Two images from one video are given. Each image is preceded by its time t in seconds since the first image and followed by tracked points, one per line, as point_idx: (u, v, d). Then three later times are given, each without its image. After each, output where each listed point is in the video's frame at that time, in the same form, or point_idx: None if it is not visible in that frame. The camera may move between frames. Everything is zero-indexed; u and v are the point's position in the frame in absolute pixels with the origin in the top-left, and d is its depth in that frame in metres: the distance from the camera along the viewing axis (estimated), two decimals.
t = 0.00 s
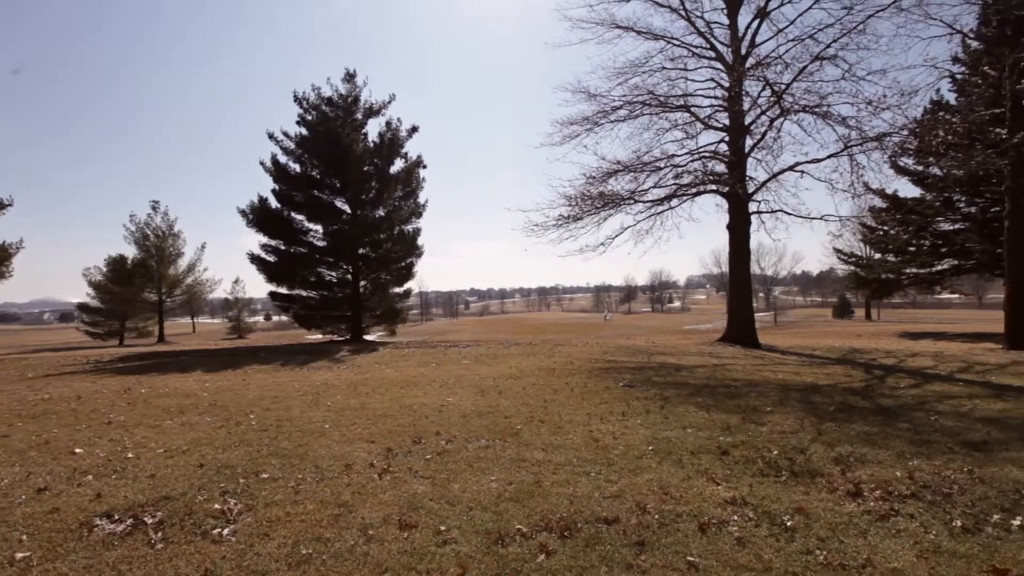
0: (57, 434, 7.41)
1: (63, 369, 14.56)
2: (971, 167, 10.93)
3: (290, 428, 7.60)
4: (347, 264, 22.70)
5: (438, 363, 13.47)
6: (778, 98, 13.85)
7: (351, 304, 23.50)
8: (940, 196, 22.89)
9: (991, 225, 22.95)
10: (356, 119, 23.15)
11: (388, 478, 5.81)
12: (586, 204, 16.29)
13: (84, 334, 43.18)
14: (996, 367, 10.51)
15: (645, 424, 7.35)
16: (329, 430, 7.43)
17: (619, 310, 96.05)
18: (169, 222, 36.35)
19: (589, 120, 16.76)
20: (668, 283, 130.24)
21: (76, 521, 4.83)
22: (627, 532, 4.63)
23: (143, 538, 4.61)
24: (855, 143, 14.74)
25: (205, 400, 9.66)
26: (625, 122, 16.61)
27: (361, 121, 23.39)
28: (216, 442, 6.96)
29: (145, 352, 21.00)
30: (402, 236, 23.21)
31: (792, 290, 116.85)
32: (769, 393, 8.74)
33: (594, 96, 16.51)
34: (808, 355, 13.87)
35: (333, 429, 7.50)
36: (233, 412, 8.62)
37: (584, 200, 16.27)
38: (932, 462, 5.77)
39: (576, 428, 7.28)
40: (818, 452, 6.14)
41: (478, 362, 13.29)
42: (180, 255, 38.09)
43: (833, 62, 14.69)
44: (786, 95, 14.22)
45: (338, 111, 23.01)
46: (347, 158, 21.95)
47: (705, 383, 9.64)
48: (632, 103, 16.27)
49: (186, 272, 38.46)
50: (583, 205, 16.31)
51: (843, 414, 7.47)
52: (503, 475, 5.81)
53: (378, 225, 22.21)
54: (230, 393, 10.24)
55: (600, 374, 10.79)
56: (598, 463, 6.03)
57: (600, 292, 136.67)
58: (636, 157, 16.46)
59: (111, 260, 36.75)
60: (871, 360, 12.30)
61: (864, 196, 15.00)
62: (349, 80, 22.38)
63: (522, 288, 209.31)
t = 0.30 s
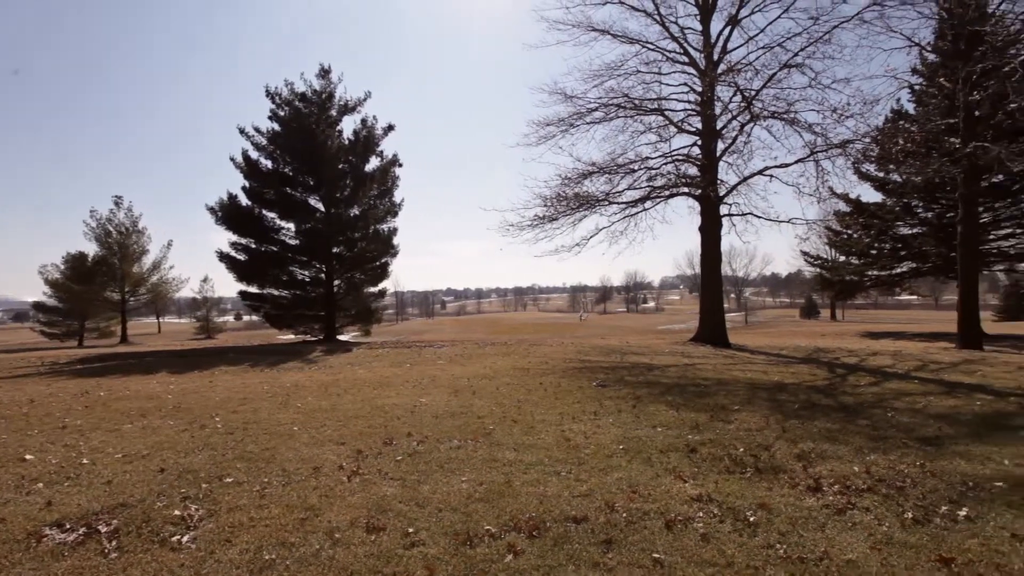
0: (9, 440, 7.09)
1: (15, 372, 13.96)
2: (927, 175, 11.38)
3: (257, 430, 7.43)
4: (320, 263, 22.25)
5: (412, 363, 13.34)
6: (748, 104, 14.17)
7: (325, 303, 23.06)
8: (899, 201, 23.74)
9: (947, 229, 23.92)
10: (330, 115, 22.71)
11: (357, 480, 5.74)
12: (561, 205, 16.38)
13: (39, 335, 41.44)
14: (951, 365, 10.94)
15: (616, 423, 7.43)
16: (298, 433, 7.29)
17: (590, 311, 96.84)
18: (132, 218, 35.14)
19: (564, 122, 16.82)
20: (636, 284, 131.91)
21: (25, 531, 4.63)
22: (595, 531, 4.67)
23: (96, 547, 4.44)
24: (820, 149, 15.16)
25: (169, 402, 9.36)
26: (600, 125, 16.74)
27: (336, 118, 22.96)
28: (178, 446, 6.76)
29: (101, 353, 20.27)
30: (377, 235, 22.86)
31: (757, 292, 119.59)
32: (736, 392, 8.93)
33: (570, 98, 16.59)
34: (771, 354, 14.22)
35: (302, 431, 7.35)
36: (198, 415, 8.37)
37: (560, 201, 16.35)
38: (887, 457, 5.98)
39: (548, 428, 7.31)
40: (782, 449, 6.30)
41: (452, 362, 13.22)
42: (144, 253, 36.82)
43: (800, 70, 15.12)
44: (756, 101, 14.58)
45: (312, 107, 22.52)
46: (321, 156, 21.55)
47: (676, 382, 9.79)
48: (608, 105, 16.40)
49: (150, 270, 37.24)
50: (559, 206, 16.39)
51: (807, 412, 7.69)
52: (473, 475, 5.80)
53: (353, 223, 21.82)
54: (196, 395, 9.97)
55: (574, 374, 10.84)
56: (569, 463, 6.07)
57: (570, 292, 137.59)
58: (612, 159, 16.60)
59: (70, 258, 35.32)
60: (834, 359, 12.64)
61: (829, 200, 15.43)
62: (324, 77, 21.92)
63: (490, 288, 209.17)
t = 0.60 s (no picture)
0: None
1: None
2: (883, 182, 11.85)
3: (219, 435, 7.21)
4: (290, 262, 21.66)
5: (383, 365, 13.15)
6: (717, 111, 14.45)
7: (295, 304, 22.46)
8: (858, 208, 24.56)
9: (902, 234, 24.93)
10: (300, 112, 22.17)
11: (322, 484, 5.63)
12: (534, 206, 16.40)
13: None
14: (904, 364, 11.39)
15: (585, 423, 7.48)
16: (262, 436, 7.10)
17: (557, 312, 97.51)
18: (89, 215, 33.72)
19: (538, 124, 16.84)
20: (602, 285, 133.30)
21: None
22: (561, 531, 4.68)
23: (40, 561, 4.24)
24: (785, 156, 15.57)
25: (125, 407, 8.99)
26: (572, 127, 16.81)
27: (306, 115, 22.41)
28: (133, 452, 6.51)
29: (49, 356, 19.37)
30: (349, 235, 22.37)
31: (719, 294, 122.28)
32: (703, 391, 9.10)
33: (543, 100, 16.62)
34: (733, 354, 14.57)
35: (266, 435, 7.17)
36: (155, 420, 8.06)
37: (533, 202, 16.37)
38: (844, 452, 6.20)
39: (518, 429, 7.31)
40: (745, 447, 6.45)
41: (423, 363, 13.08)
42: (100, 250, 35.38)
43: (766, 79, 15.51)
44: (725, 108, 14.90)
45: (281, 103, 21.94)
46: (292, 153, 21.01)
47: (644, 383, 9.91)
48: (581, 108, 16.49)
49: (107, 268, 35.80)
50: (532, 207, 16.41)
51: (770, 410, 7.89)
52: (441, 478, 5.75)
53: (324, 222, 20.99)
54: (155, 398, 9.61)
55: (545, 374, 10.86)
56: (538, 463, 6.08)
57: (536, 293, 138.11)
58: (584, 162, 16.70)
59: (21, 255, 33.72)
60: (796, 358, 13.00)
61: (793, 205, 15.88)
62: (295, 72, 21.39)
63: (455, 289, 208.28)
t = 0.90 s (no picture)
0: None
1: None
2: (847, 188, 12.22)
3: (183, 440, 7.03)
4: (261, 262, 21.17)
5: (356, 366, 12.98)
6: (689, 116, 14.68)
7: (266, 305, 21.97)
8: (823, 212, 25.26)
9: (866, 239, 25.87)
10: (273, 109, 21.74)
11: (290, 489, 5.54)
12: (510, 208, 16.41)
13: None
14: (867, 364, 11.74)
15: (558, 424, 7.51)
16: (229, 441, 6.95)
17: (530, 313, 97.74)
18: (46, 213, 32.45)
19: (513, 126, 16.86)
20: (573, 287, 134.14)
21: None
22: (531, 532, 4.70)
23: None
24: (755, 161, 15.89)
25: (84, 412, 8.68)
26: (548, 130, 16.87)
27: (279, 112, 21.98)
28: (90, 460, 6.29)
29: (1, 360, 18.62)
30: (322, 234, 21.93)
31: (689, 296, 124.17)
32: (674, 392, 9.21)
33: (519, 101, 16.65)
34: (703, 355, 14.81)
35: (233, 440, 7.01)
36: (116, 425, 7.80)
37: (508, 203, 16.38)
38: (807, 450, 6.36)
39: (491, 430, 7.30)
40: (713, 446, 6.57)
41: (397, 365, 12.94)
42: (60, 249, 34.17)
43: (738, 85, 15.80)
44: (697, 113, 15.18)
45: (253, 99, 21.50)
46: (263, 151, 20.57)
47: (617, 383, 10.00)
48: (556, 111, 16.56)
49: (67, 268, 34.60)
50: (508, 209, 16.42)
51: (738, 410, 8.04)
52: (412, 480, 5.71)
53: (297, 220, 20.93)
54: (115, 403, 9.30)
55: (519, 376, 10.86)
56: (511, 464, 6.09)
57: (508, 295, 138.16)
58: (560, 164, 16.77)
59: None
60: (765, 359, 13.27)
61: (761, 209, 16.25)
62: (267, 68, 20.95)
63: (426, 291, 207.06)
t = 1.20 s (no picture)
0: None
1: None
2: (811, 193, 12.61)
3: (142, 445, 6.78)
4: (229, 261, 20.52)
5: (326, 367, 12.74)
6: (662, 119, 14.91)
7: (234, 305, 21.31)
8: (790, 216, 26.22)
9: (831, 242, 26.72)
10: (241, 104, 21.14)
11: (254, 494, 5.40)
12: (484, 208, 16.37)
13: None
14: (829, 363, 12.12)
15: (530, 425, 7.52)
16: (191, 446, 6.73)
17: (499, 314, 97.86)
18: None
19: (489, 126, 16.83)
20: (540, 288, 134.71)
21: None
22: (500, 533, 4.69)
23: None
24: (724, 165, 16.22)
25: (36, 417, 8.29)
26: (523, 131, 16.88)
27: (248, 107, 21.37)
28: (39, 467, 6.00)
29: None
30: (293, 233, 21.33)
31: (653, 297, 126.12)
32: (645, 391, 9.32)
33: (495, 102, 16.63)
34: (672, 355, 15.02)
35: (196, 444, 6.80)
36: (71, 430, 7.48)
37: (483, 204, 16.34)
38: (771, 447, 6.54)
39: (463, 431, 7.26)
40: (681, 444, 6.68)
41: (369, 366, 12.76)
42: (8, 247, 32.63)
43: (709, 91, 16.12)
44: (669, 117, 15.40)
45: (220, 93, 20.87)
46: (232, 146, 19.92)
47: (589, 383, 10.07)
48: (532, 112, 16.58)
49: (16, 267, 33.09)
50: (482, 209, 16.38)
51: (706, 408, 8.20)
52: (382, 483, 5.64)
53: (267, 219, 20.31)
54: (70, 408, 8.90)
55: (492, 376, 10.83)
56: (483, 465, 6.08)
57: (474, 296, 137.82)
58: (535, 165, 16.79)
59: None
60: (734, 358, 13.55)
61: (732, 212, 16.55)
62: (236, 61, 20.38)
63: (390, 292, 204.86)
